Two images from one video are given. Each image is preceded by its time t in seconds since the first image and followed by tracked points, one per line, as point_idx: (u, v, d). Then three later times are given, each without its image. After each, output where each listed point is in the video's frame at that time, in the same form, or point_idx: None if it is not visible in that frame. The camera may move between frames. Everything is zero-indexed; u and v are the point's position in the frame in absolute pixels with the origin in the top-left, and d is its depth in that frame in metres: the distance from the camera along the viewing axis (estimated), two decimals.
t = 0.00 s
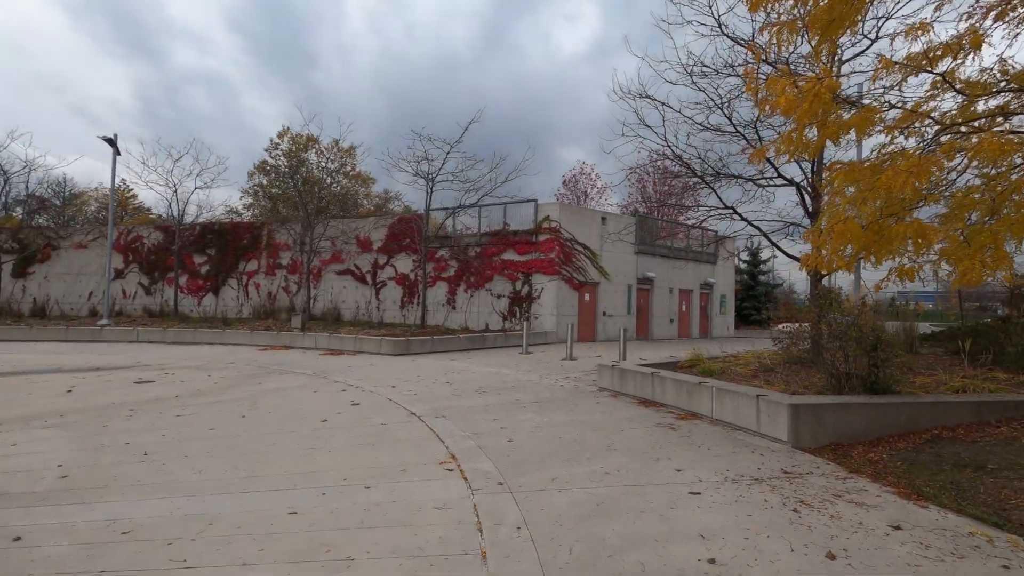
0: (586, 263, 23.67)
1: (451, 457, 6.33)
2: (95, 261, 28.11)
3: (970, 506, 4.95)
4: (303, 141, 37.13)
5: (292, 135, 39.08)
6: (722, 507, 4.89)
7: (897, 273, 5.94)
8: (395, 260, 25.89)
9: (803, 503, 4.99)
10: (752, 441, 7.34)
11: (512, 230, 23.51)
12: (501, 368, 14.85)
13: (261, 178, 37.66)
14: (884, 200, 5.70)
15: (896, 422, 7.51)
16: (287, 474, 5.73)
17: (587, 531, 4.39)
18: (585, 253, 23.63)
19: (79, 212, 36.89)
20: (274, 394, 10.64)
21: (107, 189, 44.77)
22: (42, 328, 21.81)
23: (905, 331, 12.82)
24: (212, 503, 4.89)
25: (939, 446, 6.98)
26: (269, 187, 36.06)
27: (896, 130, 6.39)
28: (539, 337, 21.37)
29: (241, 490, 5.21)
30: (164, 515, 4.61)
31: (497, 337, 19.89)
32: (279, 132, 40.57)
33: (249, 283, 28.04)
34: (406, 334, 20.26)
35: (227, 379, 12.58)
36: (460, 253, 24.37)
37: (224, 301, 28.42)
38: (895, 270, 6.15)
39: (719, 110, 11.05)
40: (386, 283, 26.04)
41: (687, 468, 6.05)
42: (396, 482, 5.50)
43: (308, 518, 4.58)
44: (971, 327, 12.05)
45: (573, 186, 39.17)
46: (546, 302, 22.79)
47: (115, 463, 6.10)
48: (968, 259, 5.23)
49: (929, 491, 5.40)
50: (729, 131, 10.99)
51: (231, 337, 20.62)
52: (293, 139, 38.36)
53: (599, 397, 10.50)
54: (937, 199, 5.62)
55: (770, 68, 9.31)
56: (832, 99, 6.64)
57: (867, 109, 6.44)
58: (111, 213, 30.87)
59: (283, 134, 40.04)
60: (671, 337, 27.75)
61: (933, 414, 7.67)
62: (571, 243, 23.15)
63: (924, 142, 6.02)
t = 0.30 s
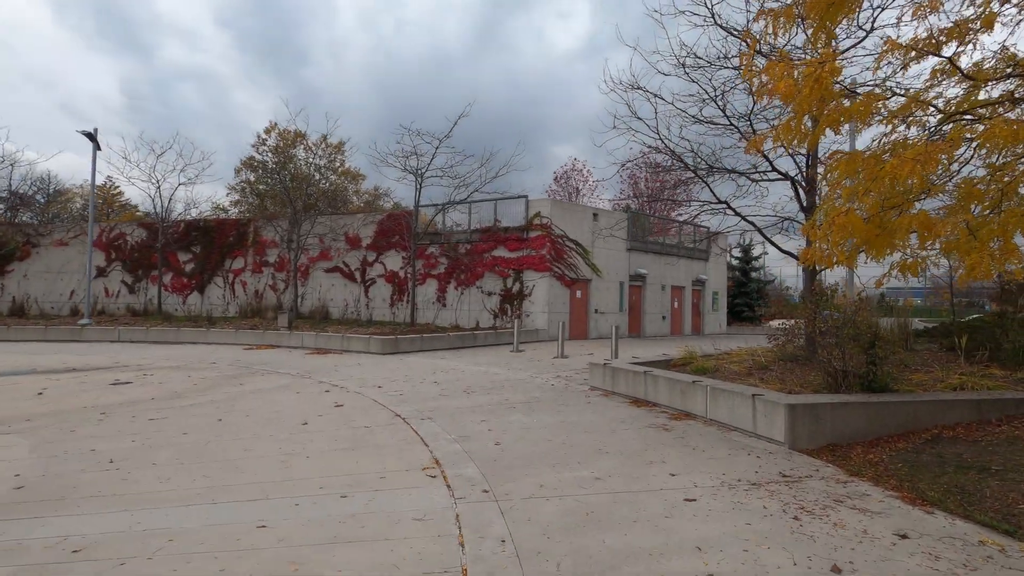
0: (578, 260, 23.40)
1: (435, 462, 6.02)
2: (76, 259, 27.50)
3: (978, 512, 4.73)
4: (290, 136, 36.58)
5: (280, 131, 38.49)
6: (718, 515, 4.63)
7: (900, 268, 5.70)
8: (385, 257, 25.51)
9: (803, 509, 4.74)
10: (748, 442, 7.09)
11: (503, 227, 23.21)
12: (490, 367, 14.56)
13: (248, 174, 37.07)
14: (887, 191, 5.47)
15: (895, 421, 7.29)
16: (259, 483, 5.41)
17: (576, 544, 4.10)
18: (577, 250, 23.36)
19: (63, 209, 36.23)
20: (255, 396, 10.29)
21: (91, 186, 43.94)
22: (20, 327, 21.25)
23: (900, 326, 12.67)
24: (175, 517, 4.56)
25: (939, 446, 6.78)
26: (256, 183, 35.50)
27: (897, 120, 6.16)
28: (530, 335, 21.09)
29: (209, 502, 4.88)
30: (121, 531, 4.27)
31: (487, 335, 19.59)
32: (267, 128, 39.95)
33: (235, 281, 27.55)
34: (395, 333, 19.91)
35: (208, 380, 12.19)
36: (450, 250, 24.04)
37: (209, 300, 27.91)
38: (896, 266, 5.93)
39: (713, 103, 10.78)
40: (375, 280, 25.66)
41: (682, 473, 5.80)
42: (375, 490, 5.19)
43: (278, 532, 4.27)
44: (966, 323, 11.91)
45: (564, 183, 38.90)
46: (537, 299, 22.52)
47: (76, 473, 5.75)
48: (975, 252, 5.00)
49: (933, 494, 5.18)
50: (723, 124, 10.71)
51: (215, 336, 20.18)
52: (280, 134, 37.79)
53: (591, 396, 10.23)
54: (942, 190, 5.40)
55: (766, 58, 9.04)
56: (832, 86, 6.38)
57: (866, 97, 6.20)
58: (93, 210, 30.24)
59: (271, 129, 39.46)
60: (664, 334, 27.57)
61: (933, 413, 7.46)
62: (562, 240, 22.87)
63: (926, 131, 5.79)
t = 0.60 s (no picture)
0: (561, 259, 23.14)
1: (409, 471, 5.66)
2: (41, 261, 26.48)
3: (977, 513, 4.52)
4: (267, 135, 35.74)
5: (256, 129, 37.64)
6: (709, 524, 4.34)
7: (892, 260, 5.50)
8: (364, 258, 24.98)
9: (798, 515, 4.47)
10: (736, 442, 6.84)
11: (484, 225, 22.86)
12: (472, 368, 14.19)
13: (223, 173, 36.16)
14: (879, 179, 5.27)
15: (884, 419, 7.12)
16: (217, 497, 5.00)
17: (557, 560, 3.78)
18: (559, 248, 23.09)
19: (29, 210, 34.98)
20: (224, 401, 9.80)
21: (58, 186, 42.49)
22: None
23: (884, 322, 12.61)
24: (118, 538, 4.14)
25: (930, 444, 6.62)
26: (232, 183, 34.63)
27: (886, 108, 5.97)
28: (512, 334, 20.76)
29: (157, 520, 4.45)
30: (54, 557, 3.84)
31: (469, 335, 19.22)
32: (243, 126, 39.02)
33: (209, 282, 26.78)
34: (375, 334, 19.43)
35: (175, 385, 11.65)
36: (431, 250, 23.64)
37: (182, 302, 27.09)
38: (887, 258, 5.74)
39: (696, 96, 10.56)
40: (355, 281, 25.12)
41: (669, 477, 5.51)
42: (343, 503, 4.82)
43: (231, 553, 3.88)
44: (949, 319, 11.88)
45: (547, 182, 38.68)
46: (519, 299, 22.21)
47: (15, 490, 5.26)
48: (970, 242, 4.81)
49: (930, 496, 4.96)
50: (707, 117, 10.50)
51: (187, 339, 19.49)
52: (257, 132, 36.93)
53: (574, 397, 9.93)
54: (936, 178, 5.24)
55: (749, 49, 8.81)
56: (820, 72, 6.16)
57: (855, 84, 6.00)
58: (60, 210, 29.18)
59: (247, 127, 38.55)
60: (647, 332, 27.45)
61: (921, 410, 7.31)
62: (544, 239, 22.59)
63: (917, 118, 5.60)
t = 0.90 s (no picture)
0: (537, 257, 22.84)
1: (372, 485, 5.26)
2: None
3: (968, 521, 4.33)
4: (235, 130, 34.63)
5: (223, 124, 36.48)
6: (692, 541, 4.05)
7: (876, 257, 5.32)
8: (335, 256, 24.29)
9: (785, 528, 4.22)
10: (717, 447, 6.60)
11: (459, 223, 22.42)
12: (445, 369, 13.78)
13: (188, 169, 34.92)
14: (866, 172, 5.08)
15: (865, 420, 6.97)
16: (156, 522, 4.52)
17: None
18: (535, 246, 22.78)
19: None
20: (179, 409, 9.22)
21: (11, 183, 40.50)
22: None
23: (858, 319, 12.62)
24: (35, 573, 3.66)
25: (912, 445, 6.48)
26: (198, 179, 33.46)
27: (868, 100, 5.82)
28: (488, 334, 20.38)
29: (83, 551, 3.98)
30: None
31: (443, 336, 18.78)
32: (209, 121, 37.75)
33: (173, 282, 25.77)
34: (346, 335, 18.84)
35: (128, 392, 10.98)
36: (405, 248, 23.10)
37: (144, 303, 26.02)
38: (869, 255, 5.58)
39: (673, 91, 10.33)
40: (326, 280, 24.43)
41: (651, 487, 5.21)
42: (297, 525, 4.40)
43: None
44: (922, 316, 11.92)
45: (523, 179, 38.37)
46: (495, 298, 21.84)
47: None
48: (959, 238, 4.66)
49: (918, 502, 4.77)
50: (684, 112, 10.31)
51: (147, 342, 18.63)
52: (224, 127, 35.77)
53: (550, 400, 9.62)
54: (924, 171, 5.08)
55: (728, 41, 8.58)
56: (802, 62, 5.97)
57: (838, 73, 5.81)
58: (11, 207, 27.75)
59: (214, 122, 37.33)
60: (623, 330, 27.37)
61: (901, 410, 7.19)
62: (520, 236, 22.25)
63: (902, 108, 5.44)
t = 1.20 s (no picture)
0: (508, 257, 22.49)
1: (324, 507, 4.85)
2: None
3: (951, 534, 4.15)
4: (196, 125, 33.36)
5: (184, 119, 35.14)
6: (668, 564, 3.76)
7: (854, 258, 5.17)
8: (301, 257, 23.50)
9: (765, 548, 3.97)
10: (692, 455, 6.36)
11: (429, 223, 21.93)
12: (413, 373, 13.32)
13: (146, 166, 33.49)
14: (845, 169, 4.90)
15: (840, 424, 6.84)
16: (74, 557, 4.02)
17: None
18: (507, 246, 22.43)
19: None
20: (122, 421, 8.57)
21: None
22: None
23: (827, 319, 12.66)
24: None
25: (887, 450, 6.36)
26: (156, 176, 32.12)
27: (843, 96, 5.68)
28: (459, 336, 19.95)
29: None
30: None
31: (413, 339, 18.28)
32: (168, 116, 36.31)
33: (128, 284, 24.62)
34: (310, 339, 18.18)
35: (70, 402, 10.24)
36: (373, 248, 22.50)
37: (97, 305, 24.79)
38: (847, 255, 5.43)
39: (645, 88, 10.13)
40: (291, 282, 23.63)
41: (623, 503, 4.92)
42: (236, 557, 3.96)
43: None
44: (889, 316, 12.01)
45: (495, 179, 38.01)
46: (466, 299, 21.41)
47: None
48: (939, 239, 4.49)
49: (899, 513, 4.59)
50: (657, 110, 10.13)
51: (97, 348, 17.65)
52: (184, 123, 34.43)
53: (520, 406, 9.29)
54: (903, 168, 4.93)
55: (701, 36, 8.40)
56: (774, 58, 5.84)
57: (815, 67, 5.65)
58: None
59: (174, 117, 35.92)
60: (596, 331, 27.26)
61: (875, 413, 7.08)
62: (492, 237, 21.88)
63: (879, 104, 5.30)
